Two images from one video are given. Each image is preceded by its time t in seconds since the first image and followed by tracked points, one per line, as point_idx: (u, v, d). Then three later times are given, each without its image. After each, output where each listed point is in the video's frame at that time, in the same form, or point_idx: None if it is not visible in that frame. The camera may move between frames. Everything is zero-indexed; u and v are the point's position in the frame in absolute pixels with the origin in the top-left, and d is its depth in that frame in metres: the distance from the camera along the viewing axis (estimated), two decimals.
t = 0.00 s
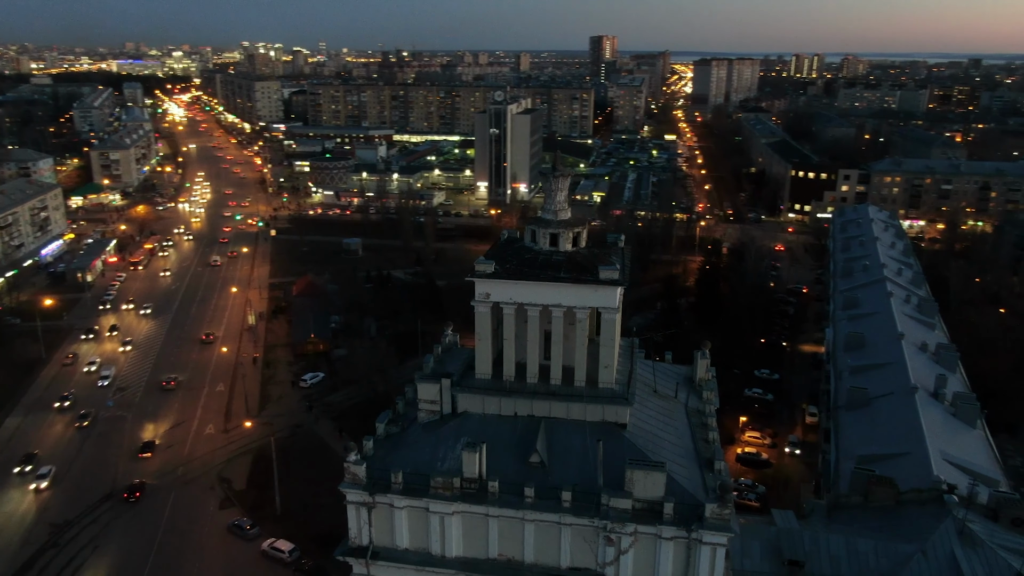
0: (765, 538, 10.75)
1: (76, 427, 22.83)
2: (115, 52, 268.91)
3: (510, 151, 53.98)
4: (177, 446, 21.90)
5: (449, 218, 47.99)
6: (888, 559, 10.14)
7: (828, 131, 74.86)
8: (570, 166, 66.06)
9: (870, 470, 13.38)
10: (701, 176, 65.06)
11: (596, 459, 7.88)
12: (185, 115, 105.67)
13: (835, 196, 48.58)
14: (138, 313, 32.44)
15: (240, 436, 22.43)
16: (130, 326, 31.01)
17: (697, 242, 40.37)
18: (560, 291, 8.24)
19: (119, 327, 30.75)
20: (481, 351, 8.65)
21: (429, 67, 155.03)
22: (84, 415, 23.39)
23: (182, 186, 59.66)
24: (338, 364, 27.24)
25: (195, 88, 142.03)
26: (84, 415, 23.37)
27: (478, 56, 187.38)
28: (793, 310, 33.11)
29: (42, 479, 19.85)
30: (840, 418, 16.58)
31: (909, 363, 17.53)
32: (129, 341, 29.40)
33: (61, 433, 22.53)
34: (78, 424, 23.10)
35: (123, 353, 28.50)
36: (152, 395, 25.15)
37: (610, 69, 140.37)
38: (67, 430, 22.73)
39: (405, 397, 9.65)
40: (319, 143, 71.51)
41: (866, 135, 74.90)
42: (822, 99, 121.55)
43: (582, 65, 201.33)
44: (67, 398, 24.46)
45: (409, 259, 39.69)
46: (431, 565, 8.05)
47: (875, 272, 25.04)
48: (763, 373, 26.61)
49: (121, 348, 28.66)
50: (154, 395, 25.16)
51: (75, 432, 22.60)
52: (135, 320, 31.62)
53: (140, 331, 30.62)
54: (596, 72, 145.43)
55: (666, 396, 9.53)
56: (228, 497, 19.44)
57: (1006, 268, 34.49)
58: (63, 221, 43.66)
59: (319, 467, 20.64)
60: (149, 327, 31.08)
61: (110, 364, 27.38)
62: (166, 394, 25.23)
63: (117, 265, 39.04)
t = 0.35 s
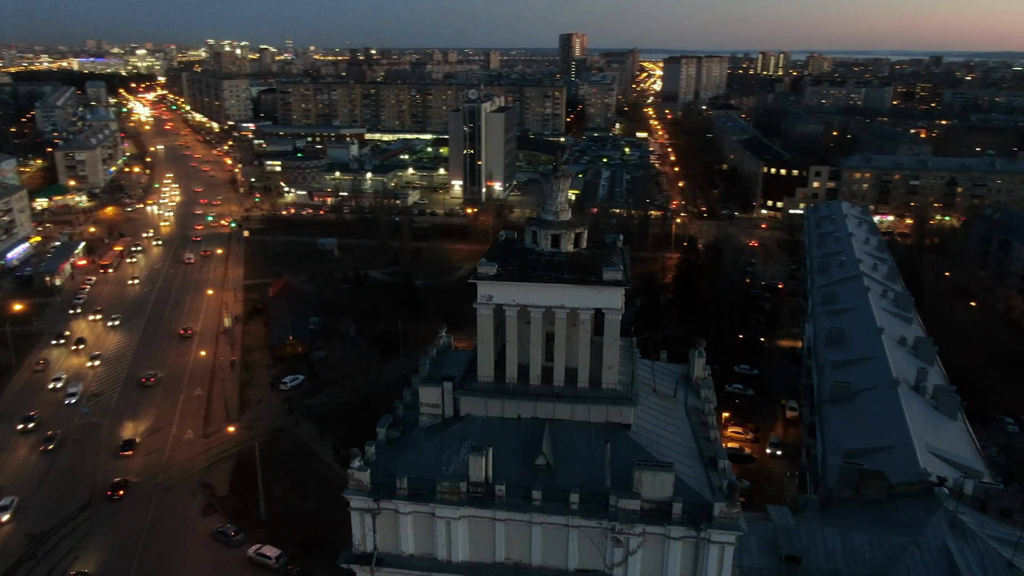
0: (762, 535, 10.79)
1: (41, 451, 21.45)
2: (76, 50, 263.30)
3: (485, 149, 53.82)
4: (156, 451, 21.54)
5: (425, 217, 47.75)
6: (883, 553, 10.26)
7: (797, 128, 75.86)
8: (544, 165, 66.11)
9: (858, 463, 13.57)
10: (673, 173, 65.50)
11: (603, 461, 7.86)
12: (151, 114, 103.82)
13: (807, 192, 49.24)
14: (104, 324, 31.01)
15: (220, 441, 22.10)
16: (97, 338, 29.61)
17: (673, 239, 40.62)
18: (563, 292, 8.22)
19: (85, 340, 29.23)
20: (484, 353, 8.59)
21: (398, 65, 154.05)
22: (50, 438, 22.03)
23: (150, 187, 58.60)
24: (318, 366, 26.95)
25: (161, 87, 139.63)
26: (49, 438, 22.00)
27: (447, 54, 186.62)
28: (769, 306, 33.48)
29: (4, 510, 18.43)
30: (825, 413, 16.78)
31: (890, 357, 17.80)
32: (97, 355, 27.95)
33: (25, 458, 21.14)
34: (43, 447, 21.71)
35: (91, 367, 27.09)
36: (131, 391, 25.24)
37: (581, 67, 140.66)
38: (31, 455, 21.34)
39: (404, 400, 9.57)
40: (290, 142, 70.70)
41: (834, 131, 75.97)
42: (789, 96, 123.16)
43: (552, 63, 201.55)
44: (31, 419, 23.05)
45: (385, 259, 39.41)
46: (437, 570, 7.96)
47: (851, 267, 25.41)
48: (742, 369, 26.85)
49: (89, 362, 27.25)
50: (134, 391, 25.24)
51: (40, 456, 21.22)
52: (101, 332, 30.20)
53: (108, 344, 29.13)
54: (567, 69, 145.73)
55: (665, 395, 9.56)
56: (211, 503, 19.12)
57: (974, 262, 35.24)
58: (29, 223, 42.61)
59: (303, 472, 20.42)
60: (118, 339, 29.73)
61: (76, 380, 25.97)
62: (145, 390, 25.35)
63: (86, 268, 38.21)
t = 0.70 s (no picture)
0: (759, 531, 10.92)
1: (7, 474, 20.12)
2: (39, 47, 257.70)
3: (461, 148, 53.65)
4: (137, 457, 21.18)
5: (402, 216, 47.47)
6: (879, 546, 10.40)
7: (769, 125, 76.71)
8: (520, 163, 66.09)
9: (847, 458, 13.72)
10: (648, 170, 65.85)
11: (611, 462, 7.83)
12: (118, 112, 102.01)
13: (781, 188, 49.82)
14: (74, 336, 29.65)
15: (202, 445, 21.79)
16: (66, 351, 28.25)
17: (651, 236, 40.83)
18: (567, 293, 8.18)
19: (55, 353, 27.88)
20: (487, 355, 8.53)
21: (370, 63, 152.81)
22: (17, 460, 20.68)
23: (121, 188, 57.56)
24: (300, 368, 26.69)
25: (128, 85, 137.18)
26: (17, 461, 20.64)
27: (419, 52, 185.61)
28: (748, 302, 33.77)
29: None
30: (811, 409, 16.95)
31: (873, 352, 18.02)
32: (68, 369, 26.58)
33: None
34: (10, 472, 20.32)
35: (61, 383, 25.74)
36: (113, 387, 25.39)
37: (554, 65, 140.79)
38: None
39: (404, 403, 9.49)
40: (263, 141, 69.85)
41: (805, 129, 76.92)
42: (760, 93, 124.40)
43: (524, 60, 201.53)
44: None
45: (364, 259, 39.12)
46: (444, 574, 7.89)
47: (830, 263, 25.71)
48: (724, 364, 27.03)
49: (59, 378, 25.90)
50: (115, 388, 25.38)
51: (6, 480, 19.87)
52: (70, 344, 28.83)
53: (79, 357, 27.75)
54: (539, 67, 145.69)
55: (665, 394, 9.58)
56: (195, 509, 18.83)
57: (946, 256, 35.94)
58: None
59: (289, 476, 20.22)
60: (89, 351, 28.38)
61: (45, 397, 24.61)
62: (126, 386, 25.54)
63: (57, 271, 37.43)
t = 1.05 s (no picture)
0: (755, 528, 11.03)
1: None
2: None
3: (433, 147, 53.38)
4: (114, 466, 20.70)
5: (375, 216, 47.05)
6: (872, 539, 10.54)
7: (737, 122, 77.65)
8: (491, 161, 65.92)
9: (833, 453, 13.90)
10: (619, 167, 66.23)
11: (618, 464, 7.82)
12: (78, 112, 99.70)
13: (751, 185, 50.57)
14: (38, 351, 28.08)
15: (180, 451, 21.40)
16: (29, 368, 26.72)
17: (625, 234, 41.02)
18: (569, 294, 8.15)
19: (17, 370, 26.39)
20: (489, 359, 8.48)
21: (336, 61, 151.33)
22: None
23: (84, 189, 56.26)
24: (277, 371, 26.34)
25: (88, 84, 134.14)
26: None
27: (385, 50, 184.29)
28: (722, 298, 34.08)
29: None
30: (794, 404, 17.16)
31: (853, 347, 18.28)
32: (32, 388, 25.06)
33: None
34: None
35: (25, 403, 24.21)
36: (87, 385, 25.45)
37: (522, 62, 140.80)
38: None
39: (404, 407, 9.41)
40: (230, 141, 68.78)
41: (772, 126, 77.88)
42: (726, 91, 125.80)
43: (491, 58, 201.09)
44: None
45: (338, 259, 38.77)
46: None
47: (805, 259, 26.07)
48: (702, 360, 27.25)
49: (23, 397, 24.36)
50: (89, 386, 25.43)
51: None
52: (34, 361, 27.27)
53: (43, 375, 26.20)
54: (507, 64, 145.51)
55: (664, 394, 9.60)
56: (175, 517, 18.45)
57: (914, 251, 36.70)
58: None
59: (271, 481, 19.93)
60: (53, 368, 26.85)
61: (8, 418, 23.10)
62: (101, 383, 25.63)
63: (21, 275, 36.42)
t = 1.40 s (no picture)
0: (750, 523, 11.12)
1: None
2: None
3: (404, 146, 53.00)
4: (89, 476, 20.18)
5: (347, 216, 46.60)
6: (864, 533, 10.69)
7: (705, 120, 78.45)
8: (462, 160, 65.69)
9: (818, 447, 14.07)
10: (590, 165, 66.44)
11: (624, 465, 7.82)
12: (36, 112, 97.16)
13: (722, 182, 51.07)
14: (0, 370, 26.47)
15: (155, 459, 20.98)
16: None
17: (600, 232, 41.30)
18: (571, 296, 8.13)
19: None
20: (489, 363, 8.43)
21: (301, 59, 149.55)
22: None
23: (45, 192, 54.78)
24: (253, 375, 25.97)
25: (45, 83, 130.77)
26: None
27: (352, 48, 182.64)
28: (697, 294, 34.34)
29: None
30: (776, 400, 17.35)
31: (831, 342, 18.53)
32: None
33: None
34: None
35: None
36: (59, 385, 25.47)
37: (490, 60, 140.59)
38: None
39: (401, 413, 9.32)
40: (195, 141, 67.55)
41: (739, 123, 78.74)
42: (693, 88, 126.99)
43: (458, 56, 200.44)
44: None
45: (311, 260, 38.34)
46: None
47: (779, 256, 26.40)
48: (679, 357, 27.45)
49: None
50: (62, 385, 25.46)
51: None
52: None
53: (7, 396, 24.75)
54: (474, 62, 145.19)
55: (660, 395, 9.63)
56: (154, 527, 18.06)
57: (882, 246, 37.40)
58: None
59: (252, 487, 19.65)
60: (16, 388, 25.37)
61: None
62: (73, 383, 25.68)
63: None
